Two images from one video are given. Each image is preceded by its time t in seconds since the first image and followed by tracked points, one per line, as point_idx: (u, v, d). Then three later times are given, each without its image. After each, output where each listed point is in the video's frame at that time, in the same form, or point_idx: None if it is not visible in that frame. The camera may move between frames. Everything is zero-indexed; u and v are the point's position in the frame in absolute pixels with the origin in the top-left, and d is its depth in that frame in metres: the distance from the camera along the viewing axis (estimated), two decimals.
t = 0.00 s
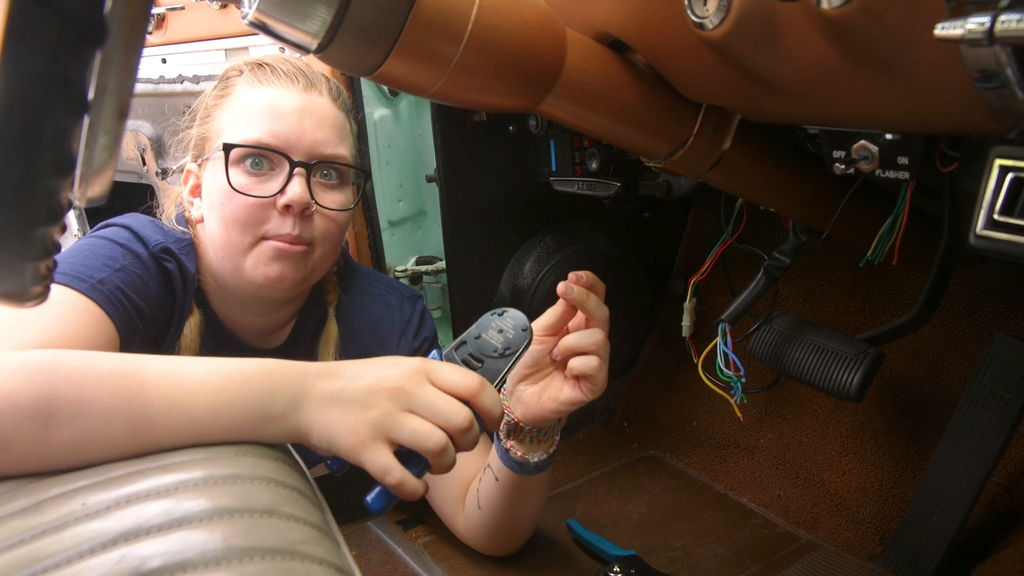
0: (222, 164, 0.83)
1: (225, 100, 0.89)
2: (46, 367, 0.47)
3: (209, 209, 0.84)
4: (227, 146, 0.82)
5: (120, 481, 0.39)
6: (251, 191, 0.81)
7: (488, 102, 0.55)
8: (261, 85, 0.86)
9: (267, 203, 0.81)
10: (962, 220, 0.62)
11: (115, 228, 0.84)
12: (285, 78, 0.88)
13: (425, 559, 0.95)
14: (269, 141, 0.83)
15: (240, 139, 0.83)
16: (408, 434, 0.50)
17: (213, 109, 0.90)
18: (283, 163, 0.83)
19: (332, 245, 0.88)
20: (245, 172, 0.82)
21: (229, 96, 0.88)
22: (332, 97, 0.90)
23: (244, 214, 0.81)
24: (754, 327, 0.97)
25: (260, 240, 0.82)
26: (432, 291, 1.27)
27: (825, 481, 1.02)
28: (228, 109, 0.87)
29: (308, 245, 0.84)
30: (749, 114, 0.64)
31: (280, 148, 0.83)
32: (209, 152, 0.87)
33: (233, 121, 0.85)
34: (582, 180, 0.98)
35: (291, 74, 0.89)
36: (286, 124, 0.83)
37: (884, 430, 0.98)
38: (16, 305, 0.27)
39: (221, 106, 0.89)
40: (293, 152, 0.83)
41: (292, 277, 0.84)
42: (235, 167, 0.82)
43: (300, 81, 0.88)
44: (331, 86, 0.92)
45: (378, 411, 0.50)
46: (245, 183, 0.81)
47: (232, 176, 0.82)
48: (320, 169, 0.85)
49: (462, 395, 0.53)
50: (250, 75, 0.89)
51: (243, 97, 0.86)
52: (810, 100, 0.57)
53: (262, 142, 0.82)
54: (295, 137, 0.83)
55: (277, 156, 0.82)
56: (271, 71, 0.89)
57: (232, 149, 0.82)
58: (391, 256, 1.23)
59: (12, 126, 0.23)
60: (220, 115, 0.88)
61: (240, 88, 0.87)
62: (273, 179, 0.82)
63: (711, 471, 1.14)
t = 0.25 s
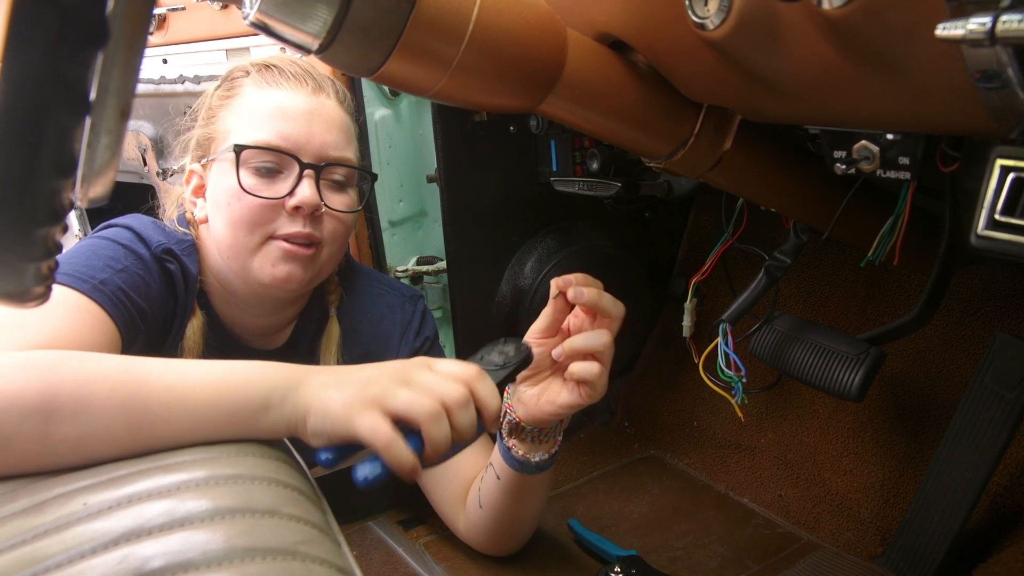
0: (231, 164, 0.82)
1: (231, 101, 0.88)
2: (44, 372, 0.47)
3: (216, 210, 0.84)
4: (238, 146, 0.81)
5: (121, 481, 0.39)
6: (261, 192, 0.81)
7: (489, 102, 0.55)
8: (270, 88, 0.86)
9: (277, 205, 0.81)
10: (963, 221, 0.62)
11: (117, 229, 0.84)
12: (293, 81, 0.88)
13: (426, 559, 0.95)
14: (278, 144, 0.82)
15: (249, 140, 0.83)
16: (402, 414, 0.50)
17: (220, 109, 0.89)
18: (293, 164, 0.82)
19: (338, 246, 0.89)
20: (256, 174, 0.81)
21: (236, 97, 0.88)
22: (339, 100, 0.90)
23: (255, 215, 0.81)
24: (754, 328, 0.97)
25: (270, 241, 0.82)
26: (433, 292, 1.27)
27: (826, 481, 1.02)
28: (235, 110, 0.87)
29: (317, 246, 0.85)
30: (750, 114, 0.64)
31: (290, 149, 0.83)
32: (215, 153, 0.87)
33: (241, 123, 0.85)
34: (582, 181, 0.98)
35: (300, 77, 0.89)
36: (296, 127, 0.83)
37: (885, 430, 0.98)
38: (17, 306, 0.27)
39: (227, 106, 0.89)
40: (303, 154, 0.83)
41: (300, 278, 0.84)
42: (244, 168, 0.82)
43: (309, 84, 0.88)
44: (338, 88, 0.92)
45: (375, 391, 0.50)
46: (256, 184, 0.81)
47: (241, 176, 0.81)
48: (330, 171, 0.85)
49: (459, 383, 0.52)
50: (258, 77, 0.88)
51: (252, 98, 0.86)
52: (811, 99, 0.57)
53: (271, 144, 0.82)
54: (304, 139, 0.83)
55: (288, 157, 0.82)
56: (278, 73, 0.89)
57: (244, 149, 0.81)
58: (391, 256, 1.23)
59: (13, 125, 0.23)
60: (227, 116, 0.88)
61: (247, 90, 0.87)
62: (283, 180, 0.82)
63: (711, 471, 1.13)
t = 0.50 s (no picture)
0: (242, 165, 0.82)
1: (240, 101, 0.89)
2: (52, 374, 0.50)
3: (224, 210, 0.84)
4: (251, 146, 0.82)
5: (122, 481, 0.39)
6: (272, 192, 0.81)
7: (490, 103, 0.55)
8: (281, 89, 0.87)
9: (288, 205, 0.81)
10: (965, 222, 0.62)
11: (118, 229, 0.84)
12: (303, 83, 0.89)
13: (427, 559, 0.95)
14: (291, 144, 0.84)
15: (260, 140, 0.84)
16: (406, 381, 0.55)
17: (228, 109, 0.90)
18: (305, 164, 0.83)
19: (345, 247, 0.89)
20: (268, 175, 0.82)
21: (244, 97, 0.89)
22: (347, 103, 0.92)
23: (265, 215, 0.81)
24: (755, 329, 0.97)
25: (279, 241, 0.82)
26: (433, 292, 1.27)
27: (828, 482, 1.02)
28: (244, 110, 0.87)
29: (326, 246, 0.85)
30: (751, 115, 0.64)
31: (302, 150, 0.84)
32: (223, 152, 0.87)
33: (251, 123, 0.86)
34: (584, 182, 0.97)
35: (310, 79, 0.90)
36: (308, 128, 0.84)
37: (886, 431, 0.97)
38: (20, 307, 0.28)
39: (235, 106, 0.89)
40: (315, 155, 0.85)
41: (310, 279, 0.84)
42: (255, 168, 0.82)
43: (319, 86, 0.90)
44: (347, 91, 0.93)
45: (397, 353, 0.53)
46: (267, 184, 0.81)
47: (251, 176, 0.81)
48: (340, 173, 0.86)
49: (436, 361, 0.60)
50: (268, 77, 0.89)
51: (262, 99, 0.87)
52: (812, 100, 0.57)
53: (283, 145, 0.83)
54: (317, 141, 0.85)
55: (299, 157, 0.83)
56: (289, 75, 0.90)
57: (257, 149, 0.81)
58: (392, 257, 1.23)
59: (16, 127, 0.24)
60: (235, 116, 0.88)
61: (257, 90, 0.88)
62: (294, 181, 0.83)
63: (713, 472, 1.13)
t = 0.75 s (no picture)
0: (243, 164, 0.82)
1: (242, 100, 0.89)
2: (53, 375, 0.49)
3: (225, 209, 0.84)
4: (255, 145, 0.82)
5: (123, 481, 0.39)
6: (274, 192, 0.81)
7: (490, 102, 0.55)
8: (284, 88, 0.87)
9: (290, 205, 0.81)
10: (966, 221, 0.62)
11: (119, 226, 0.84)
12: (306, 82, 0.89)
13: (427, 559, 0.95)
14: (294, 144, 0.84)
15: (262, 139, 0.84)
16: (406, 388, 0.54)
17: (230, 109, 0.89)
18: (306, 164, 0.83)
19: (346, 247, 0.89)
20: (269, 175, 0.82)
21: (246, 97, 0.88)
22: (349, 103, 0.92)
23: (267, 215, 0.81)
24: (756, 328, 0.97)
25: (280, 241, 0.82)
26: (434, 292, 1.27)
27: (828, 481, 1.01)
28: (246, 109, 0.87)
29: (328, 247, 0.85)
30: (752, 114, 0.64)
31: (304, 150, 0.84)
32: (225, 152, 0.87)
33: (253, 122, 0.85)
34: (585, 182, 0.96)
35: (313, 78, 0.90)
36: (310, 127, 0.84)
37: (887, 430, 0.97)
38: (19, 307, 0.28)
39: (237, 106, 0.89)
40: (317, 155, 0.85)
41: (312, 279, 0.84)
42: (257, 168, 0.82)
43: (321, 85, 0.90)
44: (349, 91, 0.93)
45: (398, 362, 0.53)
46: (269, 183, 0.81)
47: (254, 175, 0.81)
48: (342, 173, 0.86)
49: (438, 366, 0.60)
50: (270, 77, 0.89)
51: (265, 98, 0.87)
52: (813, 99, 0.57)
53: (286, 144, 0.83)
54: (319, 141, 0.85)
55: (301, 157, 0.83)
56: (291, 74, 0.90)
57: (260, 148, 0.82)
58: (393, 256, 1.23)
59: (16, 126, 0.23)
60: (237, 116, 0.88)
61: (260, 89, 0.88)
62: (296, 181, 0.83)
63: (713, 471, 1.13)
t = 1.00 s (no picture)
0: (248, 164, 0.82)
1: (240, 101, 0.88)
2: (54, 377, 0.50)
3: (230, 209, 0.83)
4: (260, 143, 0.82)
5: (123, 481, 0.39)
6: (281, 189, 0.81)
7: (491, 103, 0.55)
8: (283, 87, 0.88)
9: (298, 201, 0.82)
10: (967, 221, 0.62)
11: (120, 227, 0.84)
12: (304, 80, 0.90)
13: (428, 559, 0.95)
14: (298, 140, 0.84)
15: (263, 136, 0.84)
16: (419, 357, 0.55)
17: (227, 110, 0.89)
18: (311, 160, 0.84)
19: (351, 241, 0.90)
20: (275, 173, 0.82)
21: (245, 97, 0.88)
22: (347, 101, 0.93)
23: (275, 213, 0.81)
24: (756, 329, 0.96)
25: (289, 238, 0.83)
26: (435, 292, 1.27)
27: (828, 481, 1.01)
28: (246, 109, 0.87)
29: (336, 241, 0.86)
30: (752, 114, 0.64)
31: (310, 145, 0.84)
32: (226, 153, 0.86)
33: (255, 121, 0.85)
34: (585, 182, 0.96)
35: (310, 76, 0.91)
36: (313, 123, 0.85)
37: (886, 430, 0.97)
38: (20, 307, 0.28)
39: (236, 106, 0.88)
40: (322, 150, 0.85)
41: (322, 274, 0.85)
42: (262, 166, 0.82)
43: (320, 83, 0.90)
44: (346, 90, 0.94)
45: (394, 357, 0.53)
46: (276, 181, 0.81)
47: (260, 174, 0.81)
48: (345, 168, 0.87)
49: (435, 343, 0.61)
50: (268, 76, 0.89)
51: (264, 97, 0.87)
52: (813, 100, 0.57)
53: (291, 141, 0.84)
54: (323, 136, 0.86)
55: (306, 153, 0.83)
56: (288, 73, 0.91)
57: (267, 145, 0.82)
58: (393, 257, 1.23)
59: (16, 126, 0.23)
60: (237, 116, 0.87)
61: (258, 89, 0.88)
62: (301, 177, 0.83)
63: (713, 471, 1.13)
